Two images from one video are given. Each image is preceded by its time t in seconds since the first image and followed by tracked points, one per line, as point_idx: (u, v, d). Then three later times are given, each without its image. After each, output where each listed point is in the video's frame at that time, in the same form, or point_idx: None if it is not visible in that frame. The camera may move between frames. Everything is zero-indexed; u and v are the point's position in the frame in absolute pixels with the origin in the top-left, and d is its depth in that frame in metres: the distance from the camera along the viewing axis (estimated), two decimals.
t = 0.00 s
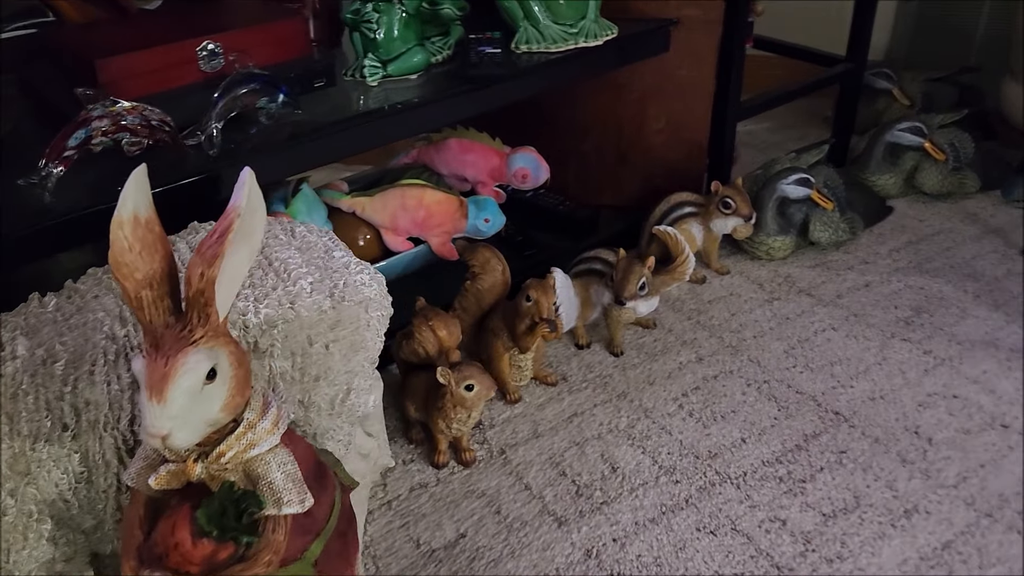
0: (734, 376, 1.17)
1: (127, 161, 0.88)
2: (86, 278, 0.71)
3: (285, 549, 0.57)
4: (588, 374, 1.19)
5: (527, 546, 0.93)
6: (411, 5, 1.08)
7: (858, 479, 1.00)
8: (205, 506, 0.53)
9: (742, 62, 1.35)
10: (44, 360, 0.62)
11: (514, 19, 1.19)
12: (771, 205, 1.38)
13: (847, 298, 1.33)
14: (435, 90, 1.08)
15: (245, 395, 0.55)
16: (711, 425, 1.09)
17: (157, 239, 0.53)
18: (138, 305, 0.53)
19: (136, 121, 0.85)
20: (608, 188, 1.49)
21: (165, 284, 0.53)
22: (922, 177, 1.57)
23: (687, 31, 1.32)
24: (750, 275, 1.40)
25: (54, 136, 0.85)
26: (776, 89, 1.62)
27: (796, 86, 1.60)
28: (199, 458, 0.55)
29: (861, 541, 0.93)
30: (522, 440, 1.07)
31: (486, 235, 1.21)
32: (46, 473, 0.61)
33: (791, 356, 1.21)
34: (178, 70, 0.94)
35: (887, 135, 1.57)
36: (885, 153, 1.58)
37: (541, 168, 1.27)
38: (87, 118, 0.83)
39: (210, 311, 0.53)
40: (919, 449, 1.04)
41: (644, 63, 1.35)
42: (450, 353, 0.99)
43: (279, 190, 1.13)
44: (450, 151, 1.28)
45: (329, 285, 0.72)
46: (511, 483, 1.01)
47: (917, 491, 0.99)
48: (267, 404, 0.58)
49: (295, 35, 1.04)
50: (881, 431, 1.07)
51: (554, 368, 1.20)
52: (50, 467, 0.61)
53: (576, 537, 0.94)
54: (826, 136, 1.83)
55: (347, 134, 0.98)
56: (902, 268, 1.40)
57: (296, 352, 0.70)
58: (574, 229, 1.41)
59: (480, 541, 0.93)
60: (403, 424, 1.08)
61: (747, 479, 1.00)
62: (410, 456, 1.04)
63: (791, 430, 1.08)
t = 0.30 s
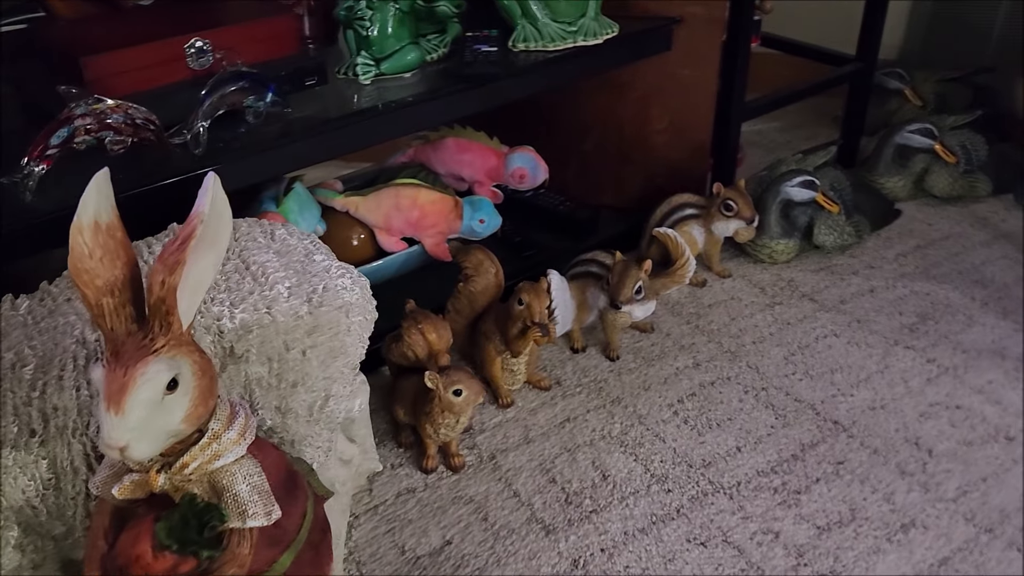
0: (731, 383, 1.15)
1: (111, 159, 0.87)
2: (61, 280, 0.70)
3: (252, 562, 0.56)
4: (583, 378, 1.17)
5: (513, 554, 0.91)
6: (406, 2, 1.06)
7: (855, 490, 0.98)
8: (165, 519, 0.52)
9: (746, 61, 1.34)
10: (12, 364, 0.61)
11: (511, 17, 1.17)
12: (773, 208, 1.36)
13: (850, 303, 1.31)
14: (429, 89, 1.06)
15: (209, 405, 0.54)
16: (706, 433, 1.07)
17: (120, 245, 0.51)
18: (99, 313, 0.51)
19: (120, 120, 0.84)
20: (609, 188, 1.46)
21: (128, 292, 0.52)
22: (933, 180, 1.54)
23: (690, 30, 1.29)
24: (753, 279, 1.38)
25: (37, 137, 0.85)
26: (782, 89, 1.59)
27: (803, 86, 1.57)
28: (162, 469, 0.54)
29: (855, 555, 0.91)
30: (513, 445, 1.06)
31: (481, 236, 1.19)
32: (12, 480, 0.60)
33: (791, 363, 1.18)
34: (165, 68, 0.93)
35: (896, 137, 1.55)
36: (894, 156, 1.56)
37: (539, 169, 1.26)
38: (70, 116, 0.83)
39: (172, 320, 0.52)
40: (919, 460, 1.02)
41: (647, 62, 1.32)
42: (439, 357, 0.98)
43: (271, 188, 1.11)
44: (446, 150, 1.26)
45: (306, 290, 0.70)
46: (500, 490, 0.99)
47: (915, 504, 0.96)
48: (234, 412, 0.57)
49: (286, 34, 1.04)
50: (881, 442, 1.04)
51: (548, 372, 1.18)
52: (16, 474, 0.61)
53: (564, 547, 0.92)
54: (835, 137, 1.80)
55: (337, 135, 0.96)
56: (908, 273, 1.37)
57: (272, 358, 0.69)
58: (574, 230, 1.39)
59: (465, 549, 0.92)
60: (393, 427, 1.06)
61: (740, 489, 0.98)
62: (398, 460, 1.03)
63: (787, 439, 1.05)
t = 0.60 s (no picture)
0: (728, 390, 1.13)
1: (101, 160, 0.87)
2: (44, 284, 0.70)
3: None
4: (579, 383, 1.16)
5: (502, 562, 0.90)
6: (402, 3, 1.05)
7: (851, 501, 0.97)
8: (132, 533, 0.51)
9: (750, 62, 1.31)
10: None
11: (510, 17, 1.16)
12: (775, 211, 1.34)
13: (852, 309, 1.29)
14: (424, 90, 1.05)
15: (182, 416, 0.53)
16: (701, 441, 1.06)
17: (92, 253, 0.50)
18: (71, 322, 0.51)
19: (109, 121, 0.84)
20: (610, 188, 1.45)
21: (101, 301, 0.51)
22: (939, 183, 1.52)
23: (692, 31, 1.28)
24: (753, 283, 1.36)
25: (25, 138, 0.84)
26: (787, 90, 1.57)
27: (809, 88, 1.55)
28: (134, 479, 0.53)
29: (849, 568, 0.89)
30: (505, 451, 1.05)
31: (477, 239, 1.18)
32: None
33: (790, 369, 1.17)
34: (157, 67, 0.94)
35: (903, 140, 1.51)
36: (900, 159, 1.52)
37: (537, 171, 1.24)
38: (58, 118, 0.83)
39: (144, 331, 0.51)
40: (917, 470, 1.00)
41: (647, 63, 1.32)
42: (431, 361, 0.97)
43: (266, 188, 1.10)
44: (444, 151, 1.25)
45: (289, 296, 0.70)
46: (492, 496, 0.98)
47: (911, 516, 0.95)
48: (210, 421, 0.56)
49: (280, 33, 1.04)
50: (879, 452, 1.03)
51: (543, 376, 1.17)
52: None
53: (553, 555, 0.91)
54: (842, 138, 1.78)
55: (329, 137, 0.95)
56: (912, 278, 1.35)
57: (254, 364, 0.68)
58: (573, 232, 1.37)
59: (454, 555, 0.91)
60: (385, 431, 1.06)
61: (734, 499, 0.97)
62: (389, 464, 1.02)
63: (783, 447, 1.04)
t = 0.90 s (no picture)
0: (722, 400, 1.12)
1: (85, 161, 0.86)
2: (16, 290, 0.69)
3: None
4: (570, 390, 1.14)
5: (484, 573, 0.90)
6: (395, 4, 1.03)
7: (841, 518, 0.95)
8: (86, 551, 0.53)
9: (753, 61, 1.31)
10: None
11: (506, 18, 1.14)
12: (777, 217, 1.32)
13: (852, 318, 1.27)
14: (415, 93, 1.03)
15: (139, 433, 0.52)
16: (692, 452, 1.04)
17: (48, 268, 0.49)
18: (25, 336, 0.49)
19: (92, 123, 0.83)
20: (609, 189, 1.42)
21: (56, 314, 0.50)
22: (947, 189, 1.48)
23: (693, 32, 1.25)
24: (753, 289, 1.34)
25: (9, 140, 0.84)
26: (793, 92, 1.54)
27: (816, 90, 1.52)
28: (90, 496, 0.53)
29: None
30: (493, 458, 1.04)
31: (470, 242, 1.17)
32: None
33: (785, 380, 1.15)
34: (146, 69, 0.92)
35: (909, 145, 1.49)
36: (907, 163, 1.50)
37: (534, 173, 1.22)
38: (41, 120, 0.82)
39: (99, 347, 0.50)
40: (911, 487, 0.98)
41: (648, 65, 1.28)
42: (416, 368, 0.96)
43: (256, 189, 1.09)
44: (440, 152, 1.24)
45: (261, 307, 0.69)
46: (476, 505, 0.97)
47: (902, 534, 0.93)
48: (171, 434, 0.56)
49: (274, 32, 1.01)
50: (872, 467, 1.01)
51: (535, 382, 1.16)
52: None
53: (536, 567, 0.90)
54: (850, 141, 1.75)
55: (317, 141, 0.94)
56: (915, 287, 1.33)
57: (226, 375, 0.68)
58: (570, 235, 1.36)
59: (435, 565, 0.90)
60: (373, 436, 1.05)
61: (723, 512, 0.96)
62: (375, 470, 1.02)
63: (775, 460, 1.02)
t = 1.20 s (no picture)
0: (718, 404, 1.11)
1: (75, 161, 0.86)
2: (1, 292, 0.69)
3: None
4: (566, 393, 1.14)
5: None
6: (390, 4, 1.03)
7: (835, 526, 0.94)
8: (62, 558, 0.55)
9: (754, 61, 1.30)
10: None
11: (503, 18, 1.14)
12: (777, 219, 1.31)
13: (852, 322, 1.25)
14: (410, 93, 1.02)
15: (116, 441, 0.52)
16: (687, 457, 1.03)
17: (24, 273, 0.47)
18: None
19: (82, 124, 0.83)
20: (609, 190, 1.41)
21: (32, 321, 0.49)
22: (950, 191, 1.47)
23: (693, 32, 1.24)
24: (752, 292, 1.33)
25: None
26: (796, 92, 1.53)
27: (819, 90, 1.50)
28: (66, 503, 0.52)
29: None
30: (486, 462, 1.03)
31: (466, 243, 1.16)
32: None
33: (783, 384, 1.14)
34: (136, 69, 0.91)
35: (913, 147, 1.47)
36: (911, 166, 1.49)
37: (531, 174, 1.21)
38: (30, 120, 0.82)
39: (73, 354, 0.49)
40: (907, 495, 0.97)
41: (647, 65, 1.27)
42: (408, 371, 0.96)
43: (252, 189, 1.09)
44: (437, 152, 1.23)
45: (246, 310, 0.68)
46: (468, 509, 0.97)
47: (897, 543, 0.92)
48: (152, 437, 0.56)
49: (268, 32, 1.00)
50: (869, 474, 1.00)
51: (530, 385, 1.15)
52: None
53: (526, 573, 0.90)
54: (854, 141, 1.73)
55: (310, 142, 0.93)
56: (917, 291, 1.31)
57: (211, 379, 0.67)
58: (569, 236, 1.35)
59: (425, 570, 0.90)
60: (366, 438, 1.04)
61: (716, 519, 0.95)
62: (368, 473, 1.01)
63: (770, 466, 1.01)
